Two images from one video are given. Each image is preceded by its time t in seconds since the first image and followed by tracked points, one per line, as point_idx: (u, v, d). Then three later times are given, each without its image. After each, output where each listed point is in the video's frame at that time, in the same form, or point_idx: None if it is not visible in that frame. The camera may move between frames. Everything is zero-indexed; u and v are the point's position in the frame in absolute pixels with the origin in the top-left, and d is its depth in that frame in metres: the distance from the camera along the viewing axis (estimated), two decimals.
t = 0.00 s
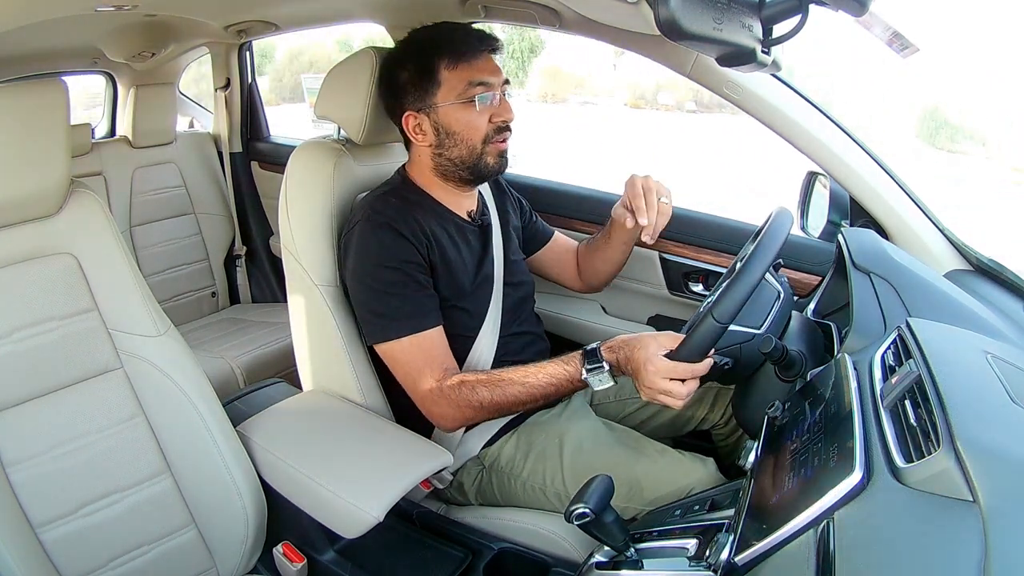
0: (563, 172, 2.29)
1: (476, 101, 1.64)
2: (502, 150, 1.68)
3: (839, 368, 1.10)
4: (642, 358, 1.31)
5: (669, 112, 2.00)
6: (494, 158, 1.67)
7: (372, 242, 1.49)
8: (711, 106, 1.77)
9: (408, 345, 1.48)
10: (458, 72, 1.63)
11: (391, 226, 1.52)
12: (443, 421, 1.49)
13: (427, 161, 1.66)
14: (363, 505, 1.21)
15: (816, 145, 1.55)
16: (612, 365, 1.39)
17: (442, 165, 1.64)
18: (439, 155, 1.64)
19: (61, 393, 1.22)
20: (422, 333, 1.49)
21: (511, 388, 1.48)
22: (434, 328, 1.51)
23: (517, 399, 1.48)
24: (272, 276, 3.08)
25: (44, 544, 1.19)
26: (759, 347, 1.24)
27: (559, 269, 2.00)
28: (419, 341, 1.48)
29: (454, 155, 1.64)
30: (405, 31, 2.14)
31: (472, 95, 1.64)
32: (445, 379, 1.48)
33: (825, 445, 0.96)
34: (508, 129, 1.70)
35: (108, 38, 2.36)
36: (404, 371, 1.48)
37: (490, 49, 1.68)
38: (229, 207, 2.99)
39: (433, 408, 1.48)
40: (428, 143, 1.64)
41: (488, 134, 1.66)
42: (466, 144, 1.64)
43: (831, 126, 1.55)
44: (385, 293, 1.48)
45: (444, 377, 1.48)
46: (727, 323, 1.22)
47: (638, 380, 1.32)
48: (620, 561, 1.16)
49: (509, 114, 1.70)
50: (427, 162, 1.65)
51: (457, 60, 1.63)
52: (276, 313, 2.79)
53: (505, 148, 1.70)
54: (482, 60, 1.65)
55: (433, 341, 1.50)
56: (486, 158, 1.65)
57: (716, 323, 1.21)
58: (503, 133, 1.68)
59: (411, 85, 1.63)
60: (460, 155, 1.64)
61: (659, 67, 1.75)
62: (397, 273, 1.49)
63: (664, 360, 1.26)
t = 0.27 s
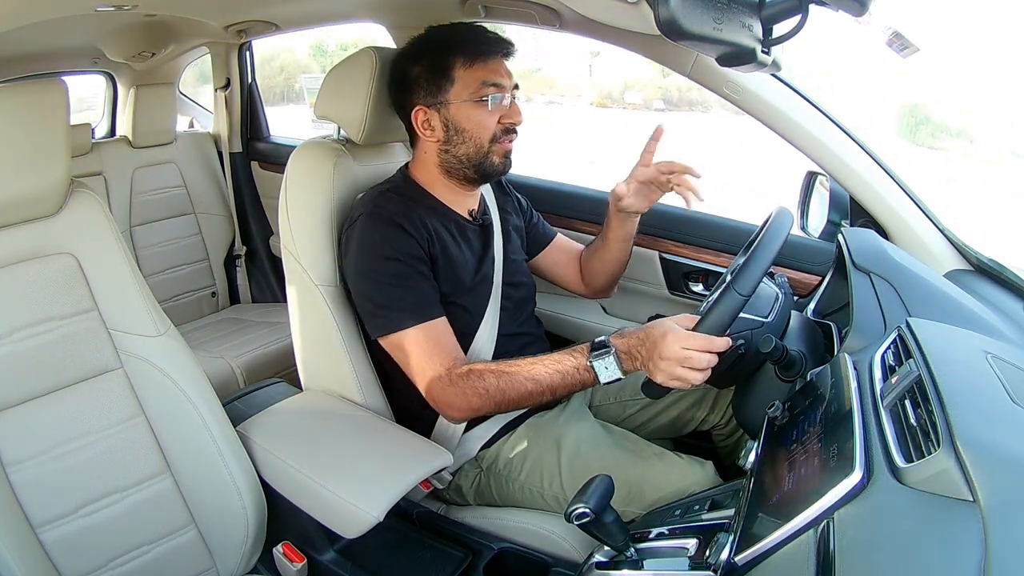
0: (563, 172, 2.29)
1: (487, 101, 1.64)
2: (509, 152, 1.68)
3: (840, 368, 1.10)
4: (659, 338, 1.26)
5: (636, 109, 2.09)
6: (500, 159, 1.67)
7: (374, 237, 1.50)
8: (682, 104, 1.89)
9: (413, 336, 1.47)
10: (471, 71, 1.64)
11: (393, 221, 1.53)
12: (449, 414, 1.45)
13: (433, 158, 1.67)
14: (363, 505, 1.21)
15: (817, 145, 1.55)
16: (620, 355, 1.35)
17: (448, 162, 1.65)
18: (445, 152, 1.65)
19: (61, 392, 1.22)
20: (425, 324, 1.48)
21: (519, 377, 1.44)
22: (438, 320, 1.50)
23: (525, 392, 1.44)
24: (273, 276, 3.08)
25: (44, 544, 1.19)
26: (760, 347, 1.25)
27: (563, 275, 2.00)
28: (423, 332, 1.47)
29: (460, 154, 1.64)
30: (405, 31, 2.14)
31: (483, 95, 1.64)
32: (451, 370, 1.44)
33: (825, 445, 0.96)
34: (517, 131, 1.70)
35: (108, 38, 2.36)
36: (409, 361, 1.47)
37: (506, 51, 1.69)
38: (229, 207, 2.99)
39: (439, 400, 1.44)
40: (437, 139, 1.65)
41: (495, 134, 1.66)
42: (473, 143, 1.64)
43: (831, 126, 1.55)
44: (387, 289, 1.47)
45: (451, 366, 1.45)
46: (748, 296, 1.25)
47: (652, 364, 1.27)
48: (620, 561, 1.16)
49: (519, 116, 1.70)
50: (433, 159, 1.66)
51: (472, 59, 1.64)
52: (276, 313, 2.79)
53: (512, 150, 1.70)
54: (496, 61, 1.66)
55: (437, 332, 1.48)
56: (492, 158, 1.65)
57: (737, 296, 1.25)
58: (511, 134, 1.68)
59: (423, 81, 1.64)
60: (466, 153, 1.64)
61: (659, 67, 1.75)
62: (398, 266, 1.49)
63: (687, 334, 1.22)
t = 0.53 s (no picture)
0: (562, 171, 2.28)
1: (486, 102, 1.65)
2: (508, 153, 1.69)
3: (840, 368, 1.10)
4: (679, 315, 1.25)
5: (610, 106, 2.17)
6: (499, 160, 1.67)
7: (373, 233, 1.50)
8: (658, 102, 1.98)
9: (415, 329, 1.45)
10: (470, 71, 1.63)
11: (392, 219, 1.54)
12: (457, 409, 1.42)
13: (432, 159, 1.66)
14: (363, 505, 1.21)
15: (817, 145, 1.55)
16: (631, 340, 1.32)
17: (447, 163, 1.65)
18: (444, 153, 1.65)
19: (61, 392, 1.22)
20: (429, 317, 1.47)
21: (527, 366, 1.41)
22: (440, 314, 1.49)
23: (534, 384, 1.39)
24: (273, 276, 3.08)
25: (44, 544, 1.19)
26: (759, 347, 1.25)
27: (569, 278, 1.99)
28: (425, 326, 1.46)
29: (459, 155, 1.64)
30: (405, 31, 2.14)
31: (482, 96, 1.64)
32: (458, 362, 1.42)
33: (825, 445, 0.96)
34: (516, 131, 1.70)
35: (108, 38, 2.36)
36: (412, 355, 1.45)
37: (503, 51, 1.69)
38: (229, 207, 2.99)
39: (446, 395, 1.41)
40: (435, 141, 1.65)
41: (495, 135, 1.66)
42: (471, 144, 1.64)
43: (831, 126, 1.55)
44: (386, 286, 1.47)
45: (458, 359, 1.43)
46: (766, 272, 1.28)
47: (673, 340, 1.24)
48: (620, 561, 1.16)
49: (518, 117, 1.70)
50: (431, 160, 1.66)
51: (470, 59, 1.64)
52: (276, 313, 2.79)
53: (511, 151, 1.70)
54: (494, 61, 1.65)
55: (439, 325, 1.47)
56: (491, 159, 1.66)
57: (756, 272, 1.28)
58: (510, 135, 1.69)
59: (421, 82, 1.63)
60: (464, 155, 1.64)
61: (659, 67, 1.75)
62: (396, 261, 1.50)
63: (711, 305, 1.23)
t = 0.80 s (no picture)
0: (561, 171, 2.28)
1: (488, 101, 1.65)
2: (509, 153, 1.68)
3: (840, 368, 1.10)
4: (699, 289, 1.26)
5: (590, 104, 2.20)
6: (500, 159, 1.67)
7: (373, 224, 1.51)
8: (639, 99, 2.04)
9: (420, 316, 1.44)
10: (472, 71, 1.64)
11: (392, 213, 1.55)
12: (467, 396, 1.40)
13: (433, 158, 1.67)
14: (363, 505, 1.21)
15: (817, 145, 1.55)
16: (646, 318, 1.31)
17: (448, 162, 1.65)
18: (445, 152, 1.65)
19: (61, 392, 1.22)
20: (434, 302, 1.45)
21: (541, 349, 1.38)
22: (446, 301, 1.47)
23: (545, 368, 1.36)
24: (273, 276, 3.08)
25: (44, 544, 1.19)
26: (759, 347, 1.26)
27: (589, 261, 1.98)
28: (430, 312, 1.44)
29: (460, 154, 1.65)
30: (405, 31, 2.14)
31: (484, 95, 1.64)
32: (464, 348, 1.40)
33: (825, 444, 0.96)
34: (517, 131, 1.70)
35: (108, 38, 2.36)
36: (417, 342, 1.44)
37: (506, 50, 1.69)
38: (229, 207, 2.99)
39: (455, 380, 1.39)
40: (437, 139, 1.65)
41: (496, 134, 1.66)
42: (472, 143, 1.64)
43: (831, 126, 1.55)
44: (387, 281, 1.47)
45: (470, 343, 1.41)
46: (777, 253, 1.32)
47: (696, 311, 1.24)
48: (620, 561, 1.16)
49: (520, 116, 1.70)
50: (432, 159, 1.66)
51: (472, 59, 1.64)
52: (276, 313, 2.79)
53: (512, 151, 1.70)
54: (496, 60, 1.66)
55: (444, 311, 1.45)
56: (491, 159, 1.66)
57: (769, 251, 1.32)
58: (511, 135, 1.68)
59: (423, 81, 1.64)
60: (465, 154, 1.65)
61: (659, 67, 1.75)
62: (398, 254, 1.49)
63: (732, 277, 1.25)
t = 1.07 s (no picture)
0: (562, 171, 2.28)
1: (495, 102, 1.65)
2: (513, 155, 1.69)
3: (839, 368, 1.10)
4: (730, 248, 1.35)
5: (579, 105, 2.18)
6: (504, 161, 1.67)
7: (375, 216, 1.52)
8: (629, 100, 2.06)
9: (430, 293, 1.44)
10: (482, 71, 1.64)
11: (394, 207, 1.54)
12: (491, 366, 1.42)
13: (438, 155, 1.66)
14: (363, 505, 1.21)
15: (817, 145, 1.55)
16: (674, 281, 1.37)
17: (452, 160, 1.65)
18: (450, 150, 1.65)
19: (61, 392, 1.22)
20: (441, 280, 1.46)
21: (568, 317, 1.41)
22: (454, 279, 1.47)
23: (575, 334, 1.40)
24: (273, 276, 3.08)
25: (44, 543, 1.19)
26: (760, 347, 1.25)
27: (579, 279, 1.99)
28: (439, 289, 1.44)
29: (465, 152, 1.65)
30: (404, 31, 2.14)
31: (492, 96, 1.64)
32: (484, 317, 1.41)
33: (824, 445, 0.96)
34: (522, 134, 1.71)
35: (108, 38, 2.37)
36: (430, 318, 1.44)
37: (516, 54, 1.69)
38: (229, 207, 2.99)
39: (478, 351, 1.40)
40: (443, 136, 1.65)
41: (502, 136, 1.66)
42: (478, 143, 1.64)
43: (831, 126, 1.56)
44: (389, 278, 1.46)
45: (491, 313, 1.42)
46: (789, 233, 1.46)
47: (734, 260, 1.31)
48: (620, 561, 1.16)
49: (525, 120, 1.71)
50: (437, 156, 1.66)
51: (483, 59, 1.64)
52: (276, 313, 2.79)
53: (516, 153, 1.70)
54: (507, 63, 1.66)
55: (452, 288, 1.45)
56: (496, 159, 1.66)
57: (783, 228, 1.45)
58: (516, 137, 1.69)
59: (433, 78, 1.64)
60: (470, 152, 1.65)
61: (659, 67, 1.75)
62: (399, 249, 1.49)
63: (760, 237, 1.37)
